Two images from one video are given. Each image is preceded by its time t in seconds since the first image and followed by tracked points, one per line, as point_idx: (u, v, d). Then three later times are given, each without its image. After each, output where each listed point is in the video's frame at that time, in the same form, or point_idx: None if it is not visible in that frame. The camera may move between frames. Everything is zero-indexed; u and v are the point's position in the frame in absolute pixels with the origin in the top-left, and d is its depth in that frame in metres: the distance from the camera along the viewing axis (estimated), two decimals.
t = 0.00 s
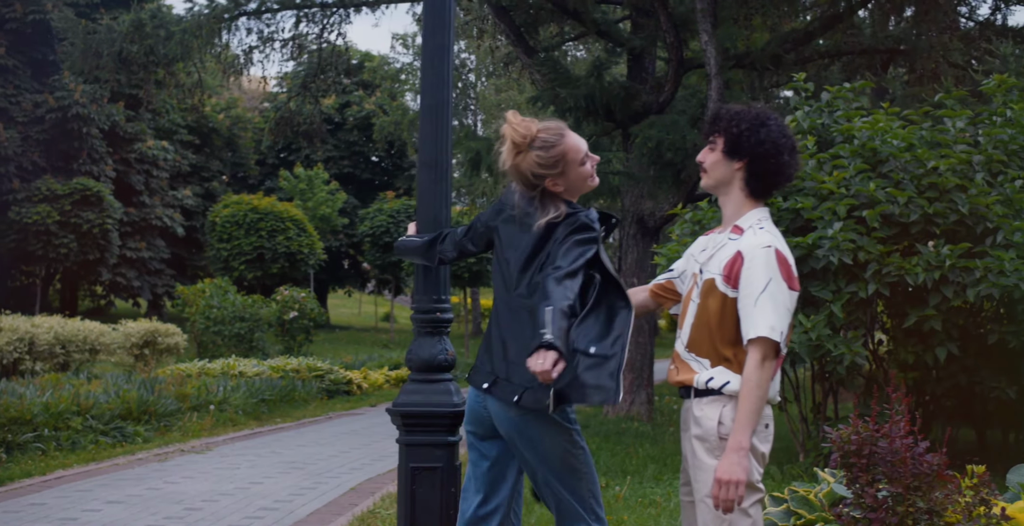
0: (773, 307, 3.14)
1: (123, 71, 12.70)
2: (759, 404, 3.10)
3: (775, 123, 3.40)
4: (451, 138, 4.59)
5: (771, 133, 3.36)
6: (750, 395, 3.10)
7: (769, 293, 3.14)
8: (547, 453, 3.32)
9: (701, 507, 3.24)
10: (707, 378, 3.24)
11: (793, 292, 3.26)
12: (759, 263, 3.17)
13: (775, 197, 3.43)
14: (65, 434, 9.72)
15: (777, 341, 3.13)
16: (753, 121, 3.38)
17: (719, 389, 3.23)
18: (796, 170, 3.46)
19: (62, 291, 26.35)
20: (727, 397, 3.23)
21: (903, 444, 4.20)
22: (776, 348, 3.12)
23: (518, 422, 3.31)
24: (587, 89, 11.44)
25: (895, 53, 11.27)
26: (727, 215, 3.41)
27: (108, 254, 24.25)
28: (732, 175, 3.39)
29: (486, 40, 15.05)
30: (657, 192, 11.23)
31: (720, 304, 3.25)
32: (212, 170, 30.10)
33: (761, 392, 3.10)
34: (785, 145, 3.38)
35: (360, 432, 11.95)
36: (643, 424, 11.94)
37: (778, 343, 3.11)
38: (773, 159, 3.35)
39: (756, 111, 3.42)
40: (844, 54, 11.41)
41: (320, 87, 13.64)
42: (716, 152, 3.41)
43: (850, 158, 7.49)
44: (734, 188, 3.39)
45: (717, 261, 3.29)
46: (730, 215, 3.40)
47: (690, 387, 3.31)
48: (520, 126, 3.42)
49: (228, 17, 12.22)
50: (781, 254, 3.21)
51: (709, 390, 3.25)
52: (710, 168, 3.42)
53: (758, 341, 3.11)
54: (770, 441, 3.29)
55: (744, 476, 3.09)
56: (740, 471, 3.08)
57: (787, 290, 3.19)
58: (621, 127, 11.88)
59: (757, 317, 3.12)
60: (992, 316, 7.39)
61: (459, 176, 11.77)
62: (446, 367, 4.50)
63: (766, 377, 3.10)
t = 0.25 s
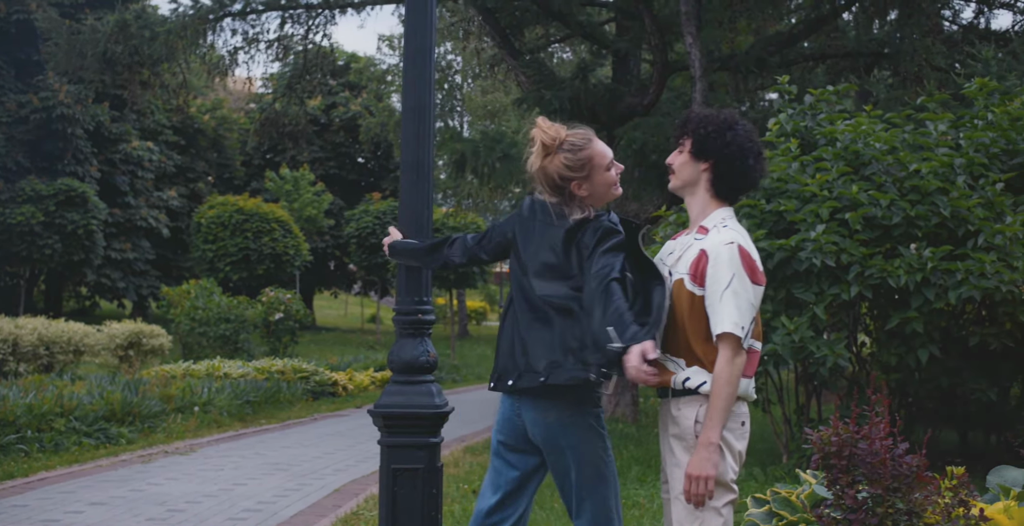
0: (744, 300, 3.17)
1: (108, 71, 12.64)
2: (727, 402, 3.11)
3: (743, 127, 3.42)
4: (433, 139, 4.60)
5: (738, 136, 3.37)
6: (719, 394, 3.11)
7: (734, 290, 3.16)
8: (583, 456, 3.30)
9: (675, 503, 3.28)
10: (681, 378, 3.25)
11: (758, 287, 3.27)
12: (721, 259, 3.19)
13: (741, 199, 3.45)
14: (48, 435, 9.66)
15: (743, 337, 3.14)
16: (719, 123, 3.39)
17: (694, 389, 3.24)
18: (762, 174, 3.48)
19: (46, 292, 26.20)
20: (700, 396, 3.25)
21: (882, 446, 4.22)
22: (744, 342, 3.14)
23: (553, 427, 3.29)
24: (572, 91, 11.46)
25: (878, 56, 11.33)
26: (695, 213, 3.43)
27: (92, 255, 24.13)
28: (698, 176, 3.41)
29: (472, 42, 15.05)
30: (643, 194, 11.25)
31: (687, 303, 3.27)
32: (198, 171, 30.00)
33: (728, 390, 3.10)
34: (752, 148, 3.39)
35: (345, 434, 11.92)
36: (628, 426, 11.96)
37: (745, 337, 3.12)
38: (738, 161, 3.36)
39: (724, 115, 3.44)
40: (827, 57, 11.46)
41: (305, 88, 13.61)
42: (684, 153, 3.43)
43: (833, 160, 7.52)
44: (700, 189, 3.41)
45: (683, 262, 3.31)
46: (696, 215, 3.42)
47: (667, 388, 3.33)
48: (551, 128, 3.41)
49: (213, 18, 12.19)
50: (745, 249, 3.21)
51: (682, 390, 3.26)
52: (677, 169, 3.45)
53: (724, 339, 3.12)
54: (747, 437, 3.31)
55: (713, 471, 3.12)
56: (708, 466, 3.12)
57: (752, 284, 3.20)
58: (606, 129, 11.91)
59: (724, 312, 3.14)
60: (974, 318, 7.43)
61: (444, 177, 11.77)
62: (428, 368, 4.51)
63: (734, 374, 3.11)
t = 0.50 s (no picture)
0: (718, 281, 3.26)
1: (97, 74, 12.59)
2: (702, 395, 3.24)
3: (713, 131, 3.49)
4: (419, 144, 4.67)
5: (708, 139, 3.45)
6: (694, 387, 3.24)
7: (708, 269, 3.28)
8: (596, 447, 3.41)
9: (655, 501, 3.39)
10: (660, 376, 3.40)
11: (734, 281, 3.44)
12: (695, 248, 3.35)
13: (718, 201, 3.53)
14: (36, 439, 9.62)
15: (716, 328, 3.28)
16: (689, 129, 3.48)
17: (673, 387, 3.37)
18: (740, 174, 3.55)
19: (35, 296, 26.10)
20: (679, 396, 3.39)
21: (868, 448, 4.25)
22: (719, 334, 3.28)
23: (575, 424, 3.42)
24: (561, 95, 11.49)
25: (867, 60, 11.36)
26: (674, 216, 3.54)
27: (82, 259, 24.05)
28: (671, 180, 3.50)
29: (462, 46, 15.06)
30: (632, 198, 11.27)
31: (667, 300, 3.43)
32: (188, 174, 29.93)
33: (703, 384, 3.23)
34: (722, 150, 3.47)
35: (334, 437, 11.91)
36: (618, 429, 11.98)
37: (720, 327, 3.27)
38: (708, 164, 3.44)
39: (695, 120, 3.52)
40: (816, 61, 11.50)
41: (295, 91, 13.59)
42: (658, 158, 3.53)
43: (821, 164, 7.52)
44: (674, 192, 3.51)
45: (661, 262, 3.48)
46: (674, 218, 3.54)
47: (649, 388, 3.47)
48: (561, 143, 3.71)
49: (202, 21, 12.17)
50: (716, 243, 3.38)
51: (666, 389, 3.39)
52: (652, 174, 3.54)
53: (701, 333, 3.28)
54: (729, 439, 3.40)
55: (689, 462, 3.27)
56: (681, 457, 3.26)
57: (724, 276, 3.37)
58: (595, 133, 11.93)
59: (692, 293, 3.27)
60: (961, 322, 7.46)
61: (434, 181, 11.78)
62: (414, 372, 4.61)
63: (710, 370, 3.25)
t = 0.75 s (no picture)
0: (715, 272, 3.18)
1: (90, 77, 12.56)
2: (697, 390, 3.14)
3: (702, 134, 3.41)
4: (410, 147, 4.80)
5: (696, 145, 3.37)
6: (688, 379, 3.14)
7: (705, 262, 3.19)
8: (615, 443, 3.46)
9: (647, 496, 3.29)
10: (654, 374, 3.28)
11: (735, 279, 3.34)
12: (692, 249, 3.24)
13: (716, 203, 3.46)
14: (31, 443, 9.60)
15: (722, 318, 3.17)
16: (676, 135, 3.41)
17: (668, 384, 3.26)
18: (734, 174, 3.46)
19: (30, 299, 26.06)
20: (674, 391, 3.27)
21: (861, 448, 4.26)
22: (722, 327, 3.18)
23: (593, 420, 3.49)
24: (555, 97, 11.50)
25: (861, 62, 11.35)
26: (674, 223, 3.47)
27: (77, 262, 24.02)
28: (667, 188, 3.44)
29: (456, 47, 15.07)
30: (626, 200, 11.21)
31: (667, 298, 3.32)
32: (183, 177, 29.91)
33: (699, 379, 3.13)
34: (712, 153, 3.38)
35: (329, 439, 11.90)
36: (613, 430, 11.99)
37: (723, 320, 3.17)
38: (699, 169, 3.36)
39: (683, 124, 3.44)
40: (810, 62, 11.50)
41: (290, 93, 13.59)
42: (652, 167, 3.47)
43: (814, 165, 7.54)
44: (672, 199, 3.45)
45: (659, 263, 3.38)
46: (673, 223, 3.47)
47: (645, 388, 3.35)
48: (586, 144, 3.79)
49: (195, 24, 12.18)
50: (714, 240, 3.29)
51: (659, 385, 3.28)
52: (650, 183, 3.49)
53: (704, 323, 3.16)
54: (719, 437, 3.31)
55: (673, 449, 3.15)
56: (665, 443, 3.14)
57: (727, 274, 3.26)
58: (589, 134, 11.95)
59: (692, 289, 3.18)
60: (954, 321, 7.47)
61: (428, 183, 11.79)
62: (406, 373, 4.79)
63: (707, 364, 3.14)
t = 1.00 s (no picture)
0: (710, 292, 3.14)
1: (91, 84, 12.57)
2: (687, 390, 3.11)
3: (722, 141, 3.36)
4: (410, 152, 4.82)
5: (714, 152, 3.34)
6: (679, 382, 3.11)
7: (698, 282, 3.15)
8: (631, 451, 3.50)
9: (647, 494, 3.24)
10: (654, 376, 3.25)
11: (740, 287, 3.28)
12: (695, 263, 3.21)
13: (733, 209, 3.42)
14: (33, 449, 9.61)
15: (717, 332, 3.14)
16: (696, 141, 3.38)
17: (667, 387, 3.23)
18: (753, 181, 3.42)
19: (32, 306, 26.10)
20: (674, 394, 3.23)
21: (862, 450, 4.27)
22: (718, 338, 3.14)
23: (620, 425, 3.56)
24: (555, 100, 11.51)
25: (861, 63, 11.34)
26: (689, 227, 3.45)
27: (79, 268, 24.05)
28: (686, 193, 3.42)
29: (457, 52, 15.08)
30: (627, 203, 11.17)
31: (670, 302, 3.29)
32: (185, 183, 29.93)
33: (690, 380, 3.10)
34: (730, 160, 3.34)
35: (331, 444, 11.91)
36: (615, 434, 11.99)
37: (718, 333, 3.13)
38: (717, 177, 3.33)
39: (704, 129, 3.40)
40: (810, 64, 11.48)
41: (291, 98, 13.60)
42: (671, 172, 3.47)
43: (815, 167, 7.54)
44: (689, 204, 3.42)
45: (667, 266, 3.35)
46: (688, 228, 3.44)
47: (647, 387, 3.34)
48: (631, 147, 3.92)
49: (196, 30, 12.20)
50: (720, 250, 3.24)
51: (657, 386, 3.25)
52: (669, 185, 3.48)
53: (700, 334, 3.13)
54: (723, 439, 3.23)
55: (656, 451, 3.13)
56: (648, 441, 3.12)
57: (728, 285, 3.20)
58: (590, 137, 11.95)
59: (690, 307, 3.16)
60: (956, 322, 7.46)
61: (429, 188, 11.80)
62: (407, 378, 4.81)
63: (698, 369, 3.11)
